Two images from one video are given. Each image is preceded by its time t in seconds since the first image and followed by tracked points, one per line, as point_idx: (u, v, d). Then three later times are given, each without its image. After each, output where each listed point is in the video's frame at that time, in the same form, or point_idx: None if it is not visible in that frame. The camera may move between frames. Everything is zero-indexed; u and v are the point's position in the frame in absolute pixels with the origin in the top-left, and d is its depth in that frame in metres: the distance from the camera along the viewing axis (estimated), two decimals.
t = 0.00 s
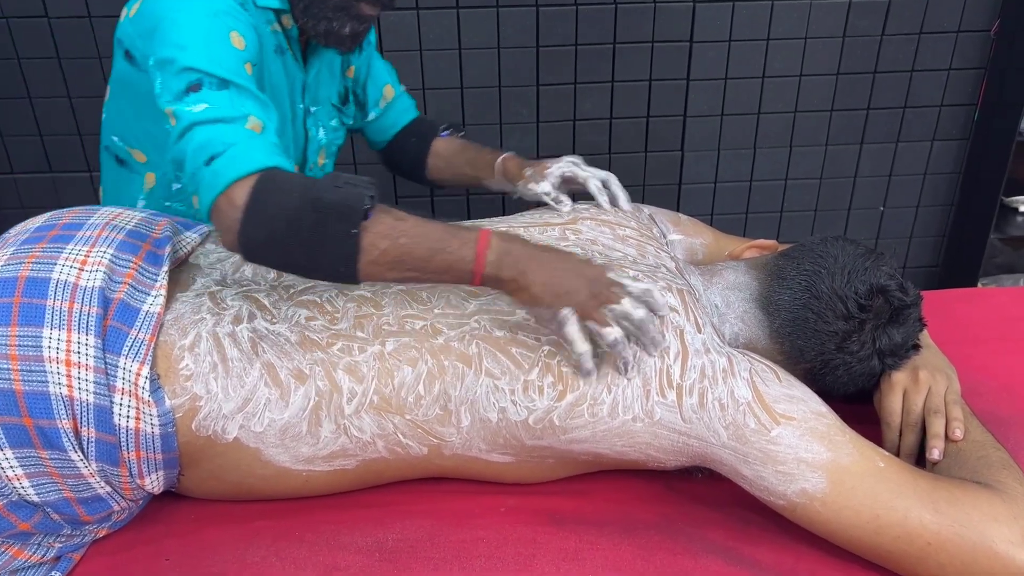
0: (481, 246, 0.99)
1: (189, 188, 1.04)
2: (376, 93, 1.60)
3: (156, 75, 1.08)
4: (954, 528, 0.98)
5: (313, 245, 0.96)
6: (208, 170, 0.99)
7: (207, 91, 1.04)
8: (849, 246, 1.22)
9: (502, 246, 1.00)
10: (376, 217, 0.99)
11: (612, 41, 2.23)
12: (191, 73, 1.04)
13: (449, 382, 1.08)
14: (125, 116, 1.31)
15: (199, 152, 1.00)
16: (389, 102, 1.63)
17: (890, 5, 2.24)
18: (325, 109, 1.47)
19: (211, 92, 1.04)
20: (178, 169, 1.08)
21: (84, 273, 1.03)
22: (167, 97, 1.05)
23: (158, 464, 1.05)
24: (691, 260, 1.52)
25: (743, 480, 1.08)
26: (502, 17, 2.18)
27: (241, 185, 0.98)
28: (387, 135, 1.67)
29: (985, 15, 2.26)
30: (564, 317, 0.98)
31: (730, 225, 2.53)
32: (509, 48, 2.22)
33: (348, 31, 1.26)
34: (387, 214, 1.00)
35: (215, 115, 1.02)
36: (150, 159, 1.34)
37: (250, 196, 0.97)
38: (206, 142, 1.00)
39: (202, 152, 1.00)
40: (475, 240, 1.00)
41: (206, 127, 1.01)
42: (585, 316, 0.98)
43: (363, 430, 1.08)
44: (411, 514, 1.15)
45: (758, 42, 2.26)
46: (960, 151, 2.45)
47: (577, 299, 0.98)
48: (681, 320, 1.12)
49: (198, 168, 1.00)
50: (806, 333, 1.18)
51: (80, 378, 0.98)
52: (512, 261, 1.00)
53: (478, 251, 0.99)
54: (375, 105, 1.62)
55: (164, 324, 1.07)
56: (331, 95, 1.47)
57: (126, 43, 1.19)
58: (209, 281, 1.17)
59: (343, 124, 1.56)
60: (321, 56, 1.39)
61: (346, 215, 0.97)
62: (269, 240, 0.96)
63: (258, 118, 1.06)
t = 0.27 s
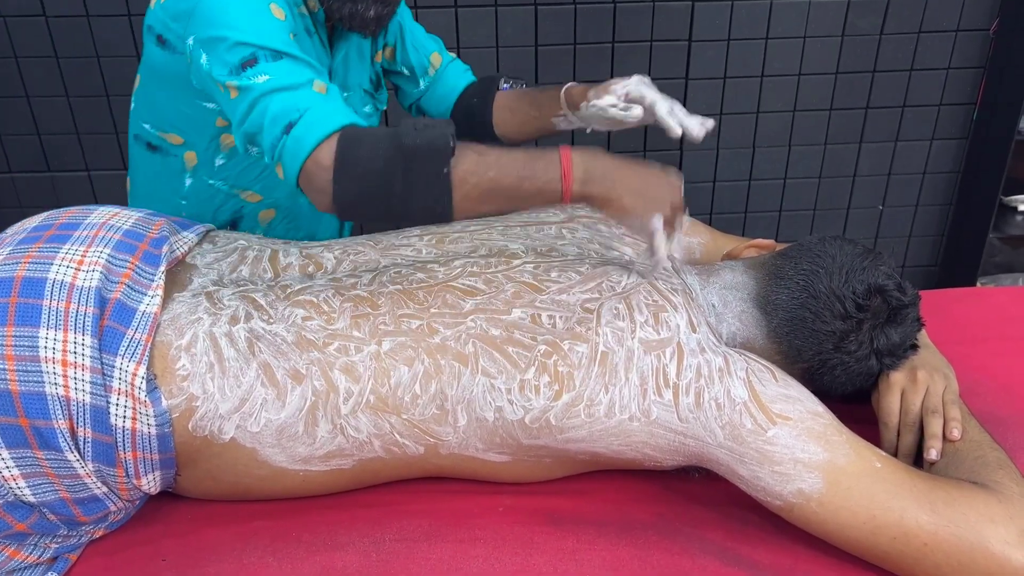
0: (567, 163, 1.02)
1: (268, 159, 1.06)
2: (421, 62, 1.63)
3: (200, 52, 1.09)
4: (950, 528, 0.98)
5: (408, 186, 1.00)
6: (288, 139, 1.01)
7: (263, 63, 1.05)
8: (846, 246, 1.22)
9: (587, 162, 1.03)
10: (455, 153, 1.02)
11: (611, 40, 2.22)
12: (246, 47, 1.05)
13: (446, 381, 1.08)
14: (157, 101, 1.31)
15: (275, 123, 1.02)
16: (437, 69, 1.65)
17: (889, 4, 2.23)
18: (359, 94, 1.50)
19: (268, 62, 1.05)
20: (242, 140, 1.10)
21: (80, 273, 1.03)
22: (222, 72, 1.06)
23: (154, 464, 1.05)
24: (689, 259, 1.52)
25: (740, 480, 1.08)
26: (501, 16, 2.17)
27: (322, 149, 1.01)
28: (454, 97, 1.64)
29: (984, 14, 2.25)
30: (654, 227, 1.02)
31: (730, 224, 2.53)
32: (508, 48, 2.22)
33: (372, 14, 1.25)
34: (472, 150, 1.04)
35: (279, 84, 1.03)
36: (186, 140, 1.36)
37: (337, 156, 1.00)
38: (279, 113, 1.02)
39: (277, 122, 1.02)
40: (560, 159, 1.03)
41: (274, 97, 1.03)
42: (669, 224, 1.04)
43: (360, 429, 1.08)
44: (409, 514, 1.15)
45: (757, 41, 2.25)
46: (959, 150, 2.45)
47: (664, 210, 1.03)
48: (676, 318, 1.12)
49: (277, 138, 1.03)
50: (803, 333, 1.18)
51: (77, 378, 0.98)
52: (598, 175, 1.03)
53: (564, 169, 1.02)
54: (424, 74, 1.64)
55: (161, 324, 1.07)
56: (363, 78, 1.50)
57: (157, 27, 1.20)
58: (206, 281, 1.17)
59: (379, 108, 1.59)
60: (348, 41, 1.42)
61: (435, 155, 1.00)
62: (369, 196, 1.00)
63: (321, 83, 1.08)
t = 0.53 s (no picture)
0: (514, 205, 1.12)
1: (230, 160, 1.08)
2: (404, 81, 1.62)
3: (192, 45, 1.11)
4: (949, 528, 0.98)
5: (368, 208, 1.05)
6: (255, 144, 1.03)
7: (243, 64, 1.07)
8: (845, 245, 1.22)
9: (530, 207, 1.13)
10: (420, 182, 1.08)
11: (610, 39, 2.22)
12: (229, 45, 1.07)
13: (443, 382, 1.08)
14: (155, 95, 1.31)
15: (242, 126, 1.05)
16: (417, 91, 1.65)
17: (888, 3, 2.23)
18: (360, 90, 1.51)
19: (248, 64, 1.07)
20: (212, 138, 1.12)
21: (77, 272, 1.02)
22: (203, 68, 1.08)
23: (151, 465, 1.05)
24: (687, 260, 1.51)
25: (738, 480, 1.08)
26: (500, 15, 2.17)
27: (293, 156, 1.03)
28: (423, 124, 1.68)
29: (984, 12, 2.25)
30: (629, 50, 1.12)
31: (729, 223, 2.53)
32: (507, 47, 2.22)
33: (372, 11, 1.24)
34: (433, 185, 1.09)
35: (255, 88, 1.06)
36: (185, 137, 1.36)
37: (301, 170, 1.03)
38: (248, 116, 1.05)
39: (245, 126, 1.04)
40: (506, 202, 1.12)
41: (245, 101, 1.05)
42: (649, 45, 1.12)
43: (357, 430, 1.08)
44: (407, 514, 1.15)
45: (756, 40, 2.25)
46: (959, 149, 2.44)
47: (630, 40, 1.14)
48: (674, 317, 1.12)
49: (243, 141, 1.05)
50: (802, 332, 1.17)
51: (73, 379, 0.98)
52: (540, 214, 1.13)
53: (511, 211, 1.11)
54: (404, 94, 1.64)
55: (158, 324, 1.06)
56: (363, 76, 1.51)
57: (155, 17, 1.22)
58: (203, 281, 1.16)
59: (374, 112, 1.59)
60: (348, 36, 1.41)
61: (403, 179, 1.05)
62: (327, 212, 1.04)
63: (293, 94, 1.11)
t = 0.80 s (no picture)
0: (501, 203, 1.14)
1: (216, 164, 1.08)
2: (374, 76, 1.58)
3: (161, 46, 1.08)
4: (950, 528, 0.97)
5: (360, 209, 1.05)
6: (243, 152, 1.04)
7: (218, 67, 1.05)
8: (846, 244, 1.22)
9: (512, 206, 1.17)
10: (403, 185, 1.07)
11: (610, 38, 2.22)
12: (202, 48, 1.05)
13: (442, 382, 1.07)
14: (123, 95, 1.30)
15: (230, 132, 1.04)
16: (387, 87, 1.61)
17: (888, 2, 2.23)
18: (324, 87, 1.50)
19: (222, 67, 1.05)
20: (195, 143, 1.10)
21: (76, 272, 1.02)
22: (177, 72, 1.06)
23: (150, 465, 1.04)
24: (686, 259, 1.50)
25: (738, 480, 1.07)
26: (499, 13, 2.17)
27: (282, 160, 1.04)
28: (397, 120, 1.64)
29: (985, 11, 2.24)
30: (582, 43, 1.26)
31: (729, 223, 2.53)
32: (506, 45, 2.21)
33: (332, 9, 1.27)
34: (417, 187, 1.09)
35: (235, 93, 1.05)
36: (152, 135, 1.35)
37: (289, 174, 1.03)
38: (234, 122, 1.04)
39: (232, 132, 1.04)
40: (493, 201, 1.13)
41: (229, 105, 1.05)
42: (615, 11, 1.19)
43: (357, 430, 1.08)
44: (406, 514, 1.15)
45: (756, 39, 2.24)
46: (959, 148, 2.44)
47: None
48: (673, 317, 1.12)
49: (231, 147, 1.05)
50: (802, 332, 1.17)
51: (72, 379, 0.97)
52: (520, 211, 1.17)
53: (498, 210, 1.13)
54: (373, 89, 1.60)
55: (157, 324, 1.06)
56: (329, 73, 1.50)
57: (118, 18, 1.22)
58: (202, 281, 1.16)
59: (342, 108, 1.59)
60: (310, 32, 1.42)
61: (381, 187, 1.05)
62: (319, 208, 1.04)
63: (275, 95, 1.10)
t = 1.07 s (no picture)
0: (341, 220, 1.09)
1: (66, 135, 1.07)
2: (337, 69, 1.56)
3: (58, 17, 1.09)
4: (950, 529, 0.97)
5: (149, 198, 0.99)
6: (90, 123, 1.01)
7: (103, 42, 1.05)
8: (847, 244, 1.22)
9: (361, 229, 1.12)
10: (244, 181, 1.03)
11: (610, 38, 2.22)
12: (93, 21, 1.06)
13: (441, 383, 1.07)
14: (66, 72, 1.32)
15: (83, 104, 1.02)
16: (352, 80, 1.59)
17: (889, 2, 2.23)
18: (269, 74, 1.42)
19: (106, 43, 1.05)
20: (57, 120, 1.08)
21: (77, 272, 1.02)
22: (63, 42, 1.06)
23: (151, 465, 1.04)
24: (687, 259, 1.50)
25: (739, 481, 1.07)
26: (499, 13, 2.17)
27: (125, 138, 1.00)
28: (365, 113, 1.62)
29: (985, 12, 2.24)
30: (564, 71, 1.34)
31: (729, 223, 2.53)
32: (506, 46, 2.21)
33: None
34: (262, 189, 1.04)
35: (106, 68, 1.04)
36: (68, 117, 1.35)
37: (126, 154, 0.99)
38: (89, 96, 1.02)
39: (86, 104, 1.02)
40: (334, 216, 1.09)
41: (94, 78, 1.03)
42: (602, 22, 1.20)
43: (356, 431, 1.08)
44: (407, 514, 1.15)
45: (757, 39, 2.24)
46: (959, 148, 2.44)
47: None
48: (674, 317, 1.12)
49: (81, 118, 1.02)
50: (803, 332, 1.17)
51: (73, 379, 0.97)
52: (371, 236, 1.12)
53: (335, 227, 1.09)
54: (337, 83, 1.58)
55: (158, 324, 1.06)
56: (279, 62, 1.42)
57: None
58: (203, 281, 1.16)
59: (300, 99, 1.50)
60: (255, 16, 1.35)
61: (212, 179, 1.00)
62: (139, 197, 0.99)
63: (147, 81, 1.08)
